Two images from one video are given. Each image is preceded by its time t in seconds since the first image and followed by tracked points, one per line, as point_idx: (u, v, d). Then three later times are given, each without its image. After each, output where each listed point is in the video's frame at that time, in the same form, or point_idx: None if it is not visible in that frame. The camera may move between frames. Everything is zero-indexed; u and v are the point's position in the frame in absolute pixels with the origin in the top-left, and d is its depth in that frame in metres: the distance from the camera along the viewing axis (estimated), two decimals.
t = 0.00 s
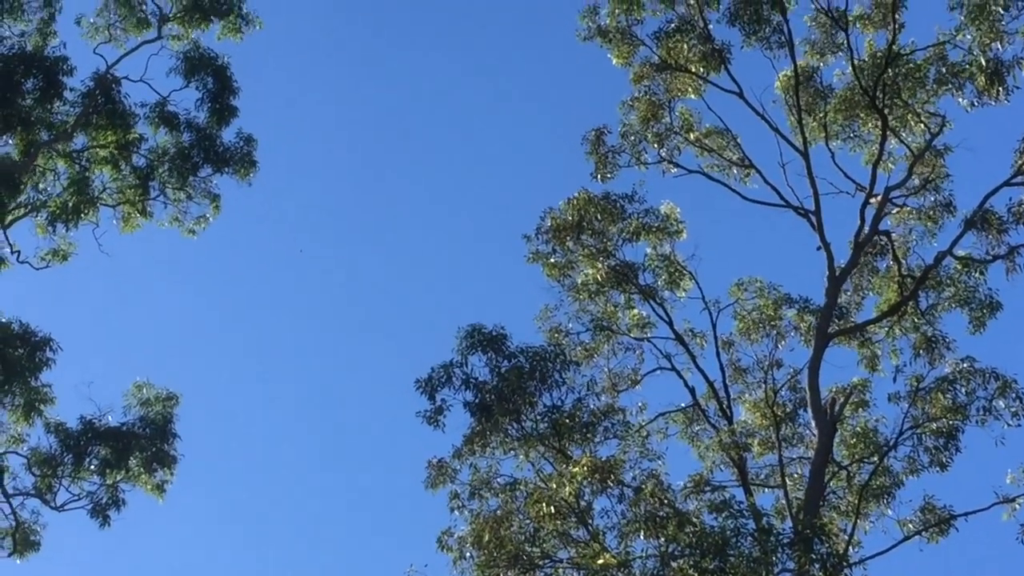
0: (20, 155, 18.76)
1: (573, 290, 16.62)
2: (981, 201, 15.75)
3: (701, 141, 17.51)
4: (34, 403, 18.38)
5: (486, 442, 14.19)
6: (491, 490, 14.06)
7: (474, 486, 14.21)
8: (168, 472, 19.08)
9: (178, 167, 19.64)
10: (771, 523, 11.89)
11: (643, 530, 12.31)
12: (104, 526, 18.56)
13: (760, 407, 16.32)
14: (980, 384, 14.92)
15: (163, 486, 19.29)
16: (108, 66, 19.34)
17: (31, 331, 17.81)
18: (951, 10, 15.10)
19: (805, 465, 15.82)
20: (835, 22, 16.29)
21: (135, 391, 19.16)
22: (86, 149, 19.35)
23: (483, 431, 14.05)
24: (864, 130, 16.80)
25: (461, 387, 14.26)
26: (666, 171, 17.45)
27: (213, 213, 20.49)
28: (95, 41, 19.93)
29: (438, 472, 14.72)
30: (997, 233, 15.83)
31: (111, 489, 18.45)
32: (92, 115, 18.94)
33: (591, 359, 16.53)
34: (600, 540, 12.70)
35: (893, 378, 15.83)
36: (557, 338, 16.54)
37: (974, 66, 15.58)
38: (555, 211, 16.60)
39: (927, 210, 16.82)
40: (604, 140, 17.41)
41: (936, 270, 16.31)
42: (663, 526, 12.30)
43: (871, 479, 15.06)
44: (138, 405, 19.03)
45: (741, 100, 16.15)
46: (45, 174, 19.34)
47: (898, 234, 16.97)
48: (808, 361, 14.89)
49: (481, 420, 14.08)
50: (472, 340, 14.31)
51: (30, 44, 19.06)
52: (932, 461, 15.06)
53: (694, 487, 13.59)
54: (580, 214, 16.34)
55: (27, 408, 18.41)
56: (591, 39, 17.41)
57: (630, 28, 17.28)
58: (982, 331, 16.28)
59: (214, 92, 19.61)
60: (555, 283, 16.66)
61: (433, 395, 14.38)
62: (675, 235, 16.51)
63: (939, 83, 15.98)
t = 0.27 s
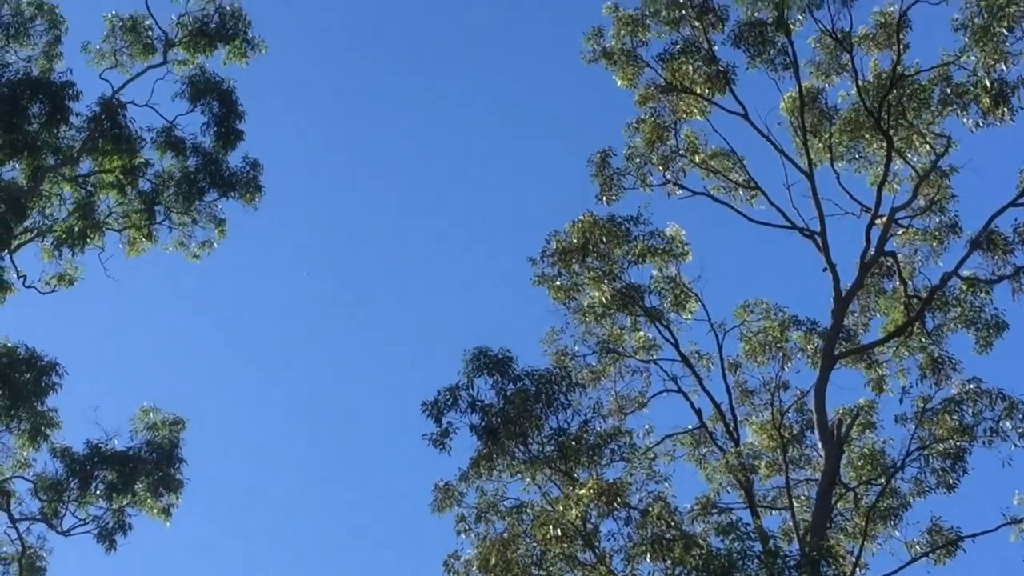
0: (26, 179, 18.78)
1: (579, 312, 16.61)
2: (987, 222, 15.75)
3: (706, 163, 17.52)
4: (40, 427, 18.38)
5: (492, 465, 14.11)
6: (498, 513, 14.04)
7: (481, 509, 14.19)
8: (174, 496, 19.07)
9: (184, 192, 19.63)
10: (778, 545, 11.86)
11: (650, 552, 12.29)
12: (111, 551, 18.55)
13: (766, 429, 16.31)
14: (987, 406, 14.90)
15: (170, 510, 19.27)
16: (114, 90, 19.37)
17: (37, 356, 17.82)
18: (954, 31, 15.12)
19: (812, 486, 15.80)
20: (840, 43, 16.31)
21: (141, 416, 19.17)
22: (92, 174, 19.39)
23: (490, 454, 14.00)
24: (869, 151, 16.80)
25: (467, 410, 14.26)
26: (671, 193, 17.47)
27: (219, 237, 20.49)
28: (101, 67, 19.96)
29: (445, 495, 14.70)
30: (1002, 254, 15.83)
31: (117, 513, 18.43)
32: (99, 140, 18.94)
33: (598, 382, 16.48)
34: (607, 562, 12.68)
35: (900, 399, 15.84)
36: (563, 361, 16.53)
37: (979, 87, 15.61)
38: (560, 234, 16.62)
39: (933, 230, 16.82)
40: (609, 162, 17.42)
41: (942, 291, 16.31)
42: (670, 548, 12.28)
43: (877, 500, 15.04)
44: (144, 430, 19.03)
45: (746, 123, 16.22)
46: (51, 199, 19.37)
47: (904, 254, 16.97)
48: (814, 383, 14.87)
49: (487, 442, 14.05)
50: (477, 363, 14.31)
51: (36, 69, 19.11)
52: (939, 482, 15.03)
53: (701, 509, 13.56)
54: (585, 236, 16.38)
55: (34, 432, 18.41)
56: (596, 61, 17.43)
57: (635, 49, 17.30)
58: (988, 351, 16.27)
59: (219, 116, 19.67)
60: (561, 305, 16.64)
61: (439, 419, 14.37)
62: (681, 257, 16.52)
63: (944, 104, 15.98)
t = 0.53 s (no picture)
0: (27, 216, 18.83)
1: (578, 348, 16.62)
2: (985, 258, 15.75)
3: (706, 199, 17.57)
4: (38, 465, 18.34)
5: (492, 502, 14.11)
6: (497, 550, 14.01)
7: (480, 546, 14.16)
8: (172, 533, 19.01)
9: (183, 229, 19.67)
10: None
11: None
12: None
13: (766, 466, 16.27)
14: (986, 442, 14.87)
15: (167, 547, 19.22)
16: (114, 128, 19.39)
17: (35, 393, 17.79)
18: (952, 67, 15.15)
19: (812, 524, 15.77)
20: (838, 79, 16.31)
21: (140, 453, 19.14)
22: (92, 211, 19.33)
23: (489, 491, 13.96)
24: (867, 187, 16.85)
25: (466, 446, 14.23)
26: (670, 229, 17.48)
27: (218, 273, 20.49)
28: (100, 104, 19.98)
29: (443, 533, 14.68)
30: (1001, 289, 15.83)
31: (114, 551, 18.36)
32: (98, 177, 18.93)
33: (597, 419, 16.46)
34: None
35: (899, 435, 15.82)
36: (562, 398, 16.51)
37: (977, 123, 15.62)
38: (559, 270, 16.62)
39: (931, 266, 16.83)
40: (608, 198, 17.43)
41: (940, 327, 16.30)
42: None
43: (878, 537, 15.00)
44: (142, 467, 19.00)
45: (745, 159, 16.33)
46: (50, 236, 19.37)
47: (902, 290, 16.97)
48: (814, 420, 14.84)
49: (486, 479, 13.99)
50: (477, 400, 14.28)
51: (36, 106, 19.14)
52: (939, 518, 15.03)
53: (701, 547, 13.53)
54: (583, 272, 16.36)
55: (31, 470, 18.37)
56: (595, 97, 17.46)
57: (634, 85, 17.34)
58: (987, 386, 16.25)
59: (219, 153, 19.68)
60: (560, 341, 16.65)
61: (438, 455, 14.34)
62: (680, 293, 16.51)
63: (942, 139, 15.97)
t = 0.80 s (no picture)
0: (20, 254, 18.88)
1: (571, 386, 16.59)
2: (978, 295, 15.76)
3: (698, 236, 17.60)
4: (29, 504, 18.29)
5: (485, 540, 14.09)
6: None
7: None
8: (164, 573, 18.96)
9: (177, 268, 19.68)
10: None
11: None
12: None
13: (760, 504, 16.27)
14: (980, 480, 14.85)
15: None
16: (107, 167, 19.40)
17: (27, 432, 17.75)
18: (944, 105, 15.19)
19: (806, 561, 15.78)
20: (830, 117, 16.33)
21: (132, 492, 19.11)
22: (85, 250, 19.30)
23: (482, 529, 13.90)
24: (860, 224, 16.87)
25: (459, 484, 14.20)
26: (663, 267, 17.50)
27: (211, 312, 20.48)
28: (93, 143, 19.99)
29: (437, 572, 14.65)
30: (994, 326, 15.84)
31: None
32: (91, 216, 18.94)
33: (590, 457, 16.45)
34: None
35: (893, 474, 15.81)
36: (555, 436, 16.48)
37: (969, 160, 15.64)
38: (552, 307, 16.63)
39: (923, 303, 16.84)
40: (601, 236, 17.44)
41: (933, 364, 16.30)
42: None
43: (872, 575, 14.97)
44: (135, 506, 18.96)
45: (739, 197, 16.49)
46: (42, 274, 19.34)
47: (894, 327, 16.98)
48: (807, 459, 14.83)
49: (479, 517, 13.94)
50: (470, 437, 14.26)
51: (28, 145, 19.15)
52: (934, 557, 14.95)
53: None
54: (577, 309, 16.40)
55: (23, 509, 18.31)
56: (587, 134, 17.50)
57: (626, 122, 17.38)
58: (980, 424, 16.25)
59: (212, 192, 19.66)
60: (553, 379, 16.64)
61: (431, 492, 14.31)
62: (673, 330, 16.48)
63: (934, 176, 16.00)
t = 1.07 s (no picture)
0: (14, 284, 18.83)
1: (566, 411, 16.57)
2: (972, 316, 15.77)
3: (692, 259, 17.62)
4: (24, 535, 18.24)
5: (481, 566, 13.97)
6: None
7: None
8: None
9: (171, 297, 19.66)
10: None
11: None
12: None
13: (757, 527, 16.26)
14: (976, 501, 14.84)
15: None
16: (101, 196, 19.40)
17: (22, 463, 17.71)
18: (936, 127, 15.22)
19: None
20: (822, 139, 16.34)
21: (127, 521, 19.07)
22: (80, 280, 19.29)
23: (478, 555, 13.83)
24: (853, 246, 16.89)
25: (455, 509, 14.18)
26: (658, 290, 17.50)
27: (207, 340, 20.46)
28: (87, 173, 20.00)
29: None
30: (988, 348, 15.84)
31: None
32: (85, 246, 18.90)
33: (586, 481, 16.39)
34: None
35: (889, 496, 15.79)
36: (551, 461, 16.47)
37: (961, 182, 15.63)
38: (547, 332, 16.65)
39: (916, 324, 16.85)
40: (595, 260, 17.46)
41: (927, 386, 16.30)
42: None
43: None
44: (130, 535, 18.90)
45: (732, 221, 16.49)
46: (37, 304, 19.30)
47: (888, 349, 16.98)
48: (803, 482, 14.81)
49: (475, 542, 13.89)
50: (466, 462, 14.26)
51: (22, 175, 19.14)
52: None
53: None
54: (571, 334, 16.41)
55: (18, 540, 18.26)
56: (580, 159, 17.51)
57: (619, 146, 17.39)
58: (975, 445, 16.24)
59: (206, 221, 19.68)
60: (548, 404, 16.61)
61: (427, 518, 14.29)
62: (668, 354, 16.50)
63: (927, 198, 16.01)
